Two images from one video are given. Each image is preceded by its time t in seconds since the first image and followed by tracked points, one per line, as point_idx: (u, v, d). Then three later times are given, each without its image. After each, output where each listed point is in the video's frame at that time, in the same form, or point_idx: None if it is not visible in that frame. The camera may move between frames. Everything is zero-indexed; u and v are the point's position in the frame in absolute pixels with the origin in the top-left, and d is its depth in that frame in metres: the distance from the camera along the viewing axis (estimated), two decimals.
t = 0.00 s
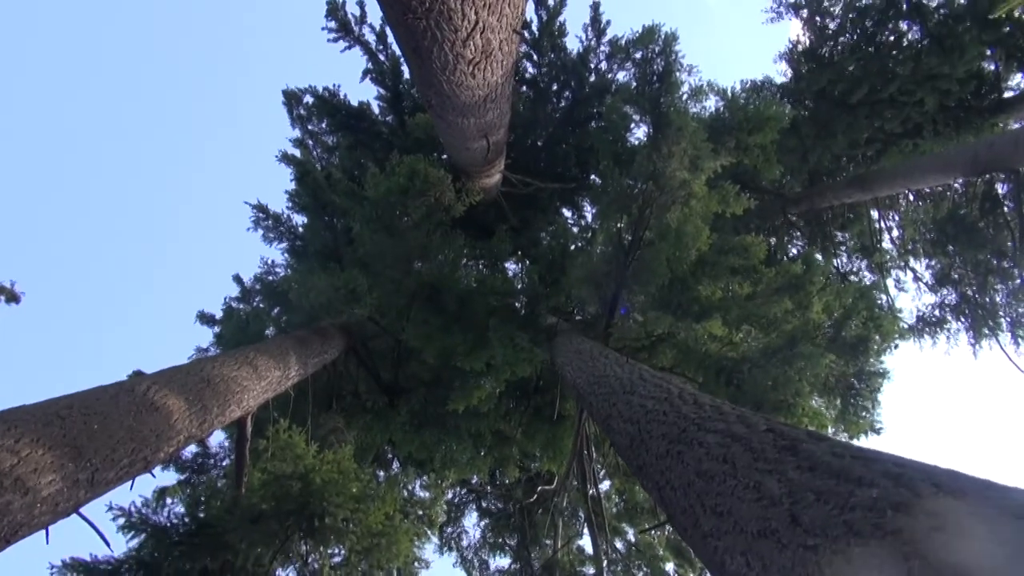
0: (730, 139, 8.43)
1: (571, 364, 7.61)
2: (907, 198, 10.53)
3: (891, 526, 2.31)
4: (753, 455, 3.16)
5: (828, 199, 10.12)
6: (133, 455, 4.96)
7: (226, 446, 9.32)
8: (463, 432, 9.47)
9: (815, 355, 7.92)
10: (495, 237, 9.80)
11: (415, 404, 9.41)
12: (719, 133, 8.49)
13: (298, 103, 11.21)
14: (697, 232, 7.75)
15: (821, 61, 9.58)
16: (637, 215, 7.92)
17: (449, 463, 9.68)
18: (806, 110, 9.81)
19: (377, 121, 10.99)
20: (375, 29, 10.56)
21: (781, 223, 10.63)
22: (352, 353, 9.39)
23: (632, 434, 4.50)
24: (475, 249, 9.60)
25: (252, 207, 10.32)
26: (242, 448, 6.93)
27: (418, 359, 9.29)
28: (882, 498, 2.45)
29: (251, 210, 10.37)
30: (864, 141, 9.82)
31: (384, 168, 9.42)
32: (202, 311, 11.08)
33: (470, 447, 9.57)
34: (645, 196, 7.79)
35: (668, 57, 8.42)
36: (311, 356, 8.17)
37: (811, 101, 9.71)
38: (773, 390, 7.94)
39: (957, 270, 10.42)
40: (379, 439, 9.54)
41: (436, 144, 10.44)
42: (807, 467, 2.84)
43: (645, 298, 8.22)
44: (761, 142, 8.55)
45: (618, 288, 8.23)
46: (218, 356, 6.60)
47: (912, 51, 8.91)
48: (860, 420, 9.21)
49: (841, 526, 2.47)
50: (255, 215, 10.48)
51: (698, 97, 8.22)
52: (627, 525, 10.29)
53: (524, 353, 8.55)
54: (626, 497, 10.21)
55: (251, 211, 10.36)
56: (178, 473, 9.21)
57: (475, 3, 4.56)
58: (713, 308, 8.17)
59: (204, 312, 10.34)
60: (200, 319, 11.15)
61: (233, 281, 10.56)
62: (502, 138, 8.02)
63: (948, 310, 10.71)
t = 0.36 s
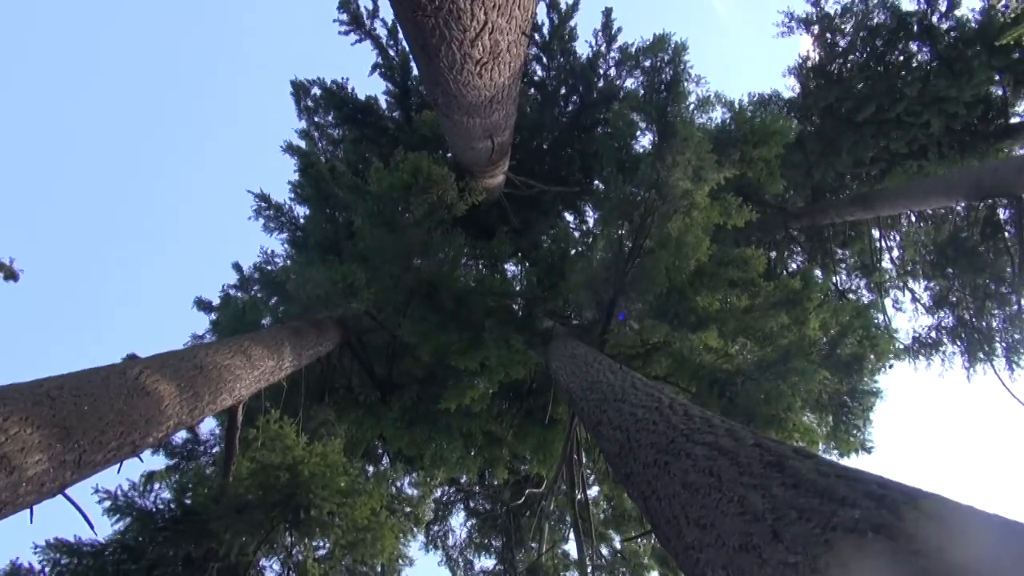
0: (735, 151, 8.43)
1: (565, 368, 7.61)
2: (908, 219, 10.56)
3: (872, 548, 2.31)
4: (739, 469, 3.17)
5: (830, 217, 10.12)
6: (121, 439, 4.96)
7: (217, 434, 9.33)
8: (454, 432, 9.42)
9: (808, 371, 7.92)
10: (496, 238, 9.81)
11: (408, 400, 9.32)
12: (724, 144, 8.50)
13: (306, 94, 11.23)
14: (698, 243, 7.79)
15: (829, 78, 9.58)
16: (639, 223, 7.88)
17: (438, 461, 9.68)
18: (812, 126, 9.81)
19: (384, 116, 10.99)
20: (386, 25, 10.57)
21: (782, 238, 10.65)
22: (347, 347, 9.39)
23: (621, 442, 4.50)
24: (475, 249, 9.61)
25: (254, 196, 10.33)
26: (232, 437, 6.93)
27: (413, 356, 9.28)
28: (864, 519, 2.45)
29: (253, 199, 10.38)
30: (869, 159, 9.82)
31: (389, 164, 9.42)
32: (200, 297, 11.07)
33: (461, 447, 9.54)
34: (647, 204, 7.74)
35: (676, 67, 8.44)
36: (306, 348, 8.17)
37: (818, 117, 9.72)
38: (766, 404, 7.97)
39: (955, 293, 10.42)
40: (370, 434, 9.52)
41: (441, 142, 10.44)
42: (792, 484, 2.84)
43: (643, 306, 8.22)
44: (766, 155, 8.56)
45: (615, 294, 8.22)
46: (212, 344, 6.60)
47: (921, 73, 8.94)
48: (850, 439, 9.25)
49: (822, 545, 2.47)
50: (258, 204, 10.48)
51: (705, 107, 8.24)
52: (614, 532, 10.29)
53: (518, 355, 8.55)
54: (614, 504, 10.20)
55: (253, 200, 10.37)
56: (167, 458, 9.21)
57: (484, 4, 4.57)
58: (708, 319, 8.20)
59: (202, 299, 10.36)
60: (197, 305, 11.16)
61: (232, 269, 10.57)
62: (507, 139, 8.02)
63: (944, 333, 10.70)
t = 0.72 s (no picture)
0: (739, 166, 8.44)
1: (557, 373, 7.61)
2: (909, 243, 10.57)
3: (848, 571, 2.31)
4: (722, 483, 3.16)
5: (831, 237, 10.13)
6: (108, 420, 4.95)
7: (206, 421, 9.31)
8: (443, 431, 9.39)
9: (800, 389, 7.91)
10: (496, 240, 9.81)
11: (399, 396, 9.28)
12: (728, 158, 8.51)
13: (314, 86, 11.23)
14: (697, 256, 7.80)
15: (837, 97, 9.58)
16: (639, 231, 7.89)
17: (426, 459, 9.65)
18: (817, 145, 9.83)
19: (391, 112, 10.99)
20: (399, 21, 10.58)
21: (782, 255, 10.66)
22: (342, 340, 9.39)
23: (608, 451, 4.50)
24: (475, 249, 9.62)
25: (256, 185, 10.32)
26: (220, 424, 6.92)
27: (406, 353, 9.27)
28: (841, 541, 2.45)
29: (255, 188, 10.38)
30: (872, 181, 9.83)
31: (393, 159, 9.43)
32: (198, 283, 11.08)
33: (449, 446, 9.50)
34: (649, 213, 7.77)
35: (685, 79, 8.46)
36: (300, 339, 8.16)
37: (824, 136, 9.74)
38: (755, 420, 8.02)
39: (951, 319, 10.43)
40: (359, 428, 9.50)
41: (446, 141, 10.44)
42: (773, 502, 2.84)
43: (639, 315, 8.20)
44: (770, 172, 8.57)
45: (612, 301, 8.20)
46: (206, 331, 6.59)
47: (929, 96, 8.96)
48: (839, 459, 9.23)
49: (798, 565, 2.47)
50: (260, 192, 10.48)
51: (712, 120, 8.24)
52: (598, 539, 10.29)
53: (511, 358, 8.54)
54: (600, 511, 10.19)
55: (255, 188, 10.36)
56: (156, 442, 9.20)
57: (494, 6, 4.57)
58: (705, 333, 8.27)
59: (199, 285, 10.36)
60: (195, 291, 11.16)
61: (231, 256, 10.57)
62: (512, 141, 8.02)
63: (938, 358, 10.70)
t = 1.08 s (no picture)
0: (743, 181, 8.45)
1: (549, 377, 7.61)
2: (908, 268, 10.54)
3: None
4: (703, 497, 3.17)
5: (832, 256, 10.11)
6: (97, 399, 4.95)
7: (197, 405, 9.32)
8: (433, 426, 9.27)
9: (790, 407, 7.92)
10: (497, 241, 9.82)
11: (391, 391, 9.26)
12: (732, 173, 8.53)
13: (324, 77, 11.24)
14: (697, 268, 7.87)
15: (846, 118, 9.52)
16: (639, 241, 7.91)
17: (414, 456, 9.51)
18: (823, 165, 9.76)
19: (399, 107, 11.01)
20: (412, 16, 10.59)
21: (781, 272, 10.65)
22: (337, 332, 9.40)
23: (593, 458, 4.51)
24: (476, 248, 9.63)
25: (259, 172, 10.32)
26: (210, 409, 6.92)
27: (400, 349, 9.27)
28: (815, 561, 2.46)
29: (259, 175, 10.38)
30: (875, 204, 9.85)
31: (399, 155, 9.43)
32: (196, 267, 11.08)
33: (438, 444, 9.37)
34: (650, 223, 7.76)
35: (694, 91, 8.49)
36: (295, 329, 8.16)
37: (830, 156, 9.70)
38: (744, 435, 8.05)
39: (946, 346, 10.44)
40: (348, 420, 9.53)
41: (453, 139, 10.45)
42: (751, 519, 2.85)
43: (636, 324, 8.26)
44: (774, 189, 8.58)
45: (610, 307, 8.25)
46: (201, 315, 6.59)
47: (938, 122, 9.04)
48: (826, 479, 9.25)
49: None
50: (263, 180, 10.48)
51: (719, 134, 8.24)
52: (581, 546, 10.30)
53: (505, 360, 8.54)
54: (585, 518, 10.19)
55: (258, 176, 10.36)
56: (145, 424, 9.22)
57: (505, 8, 4.57)
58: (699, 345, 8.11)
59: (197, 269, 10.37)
60: (193, 275, 11.17)
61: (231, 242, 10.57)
62: (518, 143, 8.02)
63: (931, 385, 10.71)
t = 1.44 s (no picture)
0: (747, 197, 8.46)
1: (540, 381, 7.60)
2: (907, 293, 10.55)
3: None
4: (683, 510, 3.18)
5: (831, 277, 10.15)
6: (86, 376, 4.94)
7: (188, 387, 9.31)
8: (422, 423, 9.27)
9: (779, 425, 7.90)
10: (498, 242, 9.82)
11: (382, 385, 9.26)
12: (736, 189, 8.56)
13: (336, 67, 11.25)
14: (696, 280, 7.88)
15: (853, 140, 9.51)
16: (639, 250, 7.92)
17: (403, 451, 9.56)
18: (828, 185, 9.78)
19: (409, 102, 11.01)
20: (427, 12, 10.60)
21: (780, 290, 10.64)
22: (332, 323, 9.43)
23: (578, 465, 4.51)
24: (477, 248, 9.64)
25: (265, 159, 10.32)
26: (199, 393, 6.91)
27: (395, 344, 9.27)
28: None
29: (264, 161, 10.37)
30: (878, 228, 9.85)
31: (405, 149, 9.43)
32: (197, 249, 11.10)
33: (425, 441, 9.33)
34: (651, 233, 7.75)
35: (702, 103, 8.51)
36: (291, 317, 8.15)
37: (835, 177, 9.70)
38: (732, 450, 8.05)
39: (940, 373, 10.41)
40: (338, 412, 9.52)
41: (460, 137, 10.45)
42: (728, 536, 2.85)
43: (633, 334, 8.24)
44: (777, 207, 8.58)
45: (605, 314, 8.20)
46: (196, 298, 6.59)
47: (945, 150, 9.04)
48: (811, 499, 9.25)
49: None
50: (268, 167, 10.47)
51: (726, 148, 8.24)
52: (564, 551, 10.31)
53: (499, 361, 8.53)
54: (569, 523, 10.19)
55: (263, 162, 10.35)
56: (136, 403, 9.22)
57: (516, 10, 4.58)
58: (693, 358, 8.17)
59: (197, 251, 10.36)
60: (192, 257, 11.17)
61: (232, 227, 10.57)
62: (524, 145, 8.02)
63: (922, 413, 10.64)
